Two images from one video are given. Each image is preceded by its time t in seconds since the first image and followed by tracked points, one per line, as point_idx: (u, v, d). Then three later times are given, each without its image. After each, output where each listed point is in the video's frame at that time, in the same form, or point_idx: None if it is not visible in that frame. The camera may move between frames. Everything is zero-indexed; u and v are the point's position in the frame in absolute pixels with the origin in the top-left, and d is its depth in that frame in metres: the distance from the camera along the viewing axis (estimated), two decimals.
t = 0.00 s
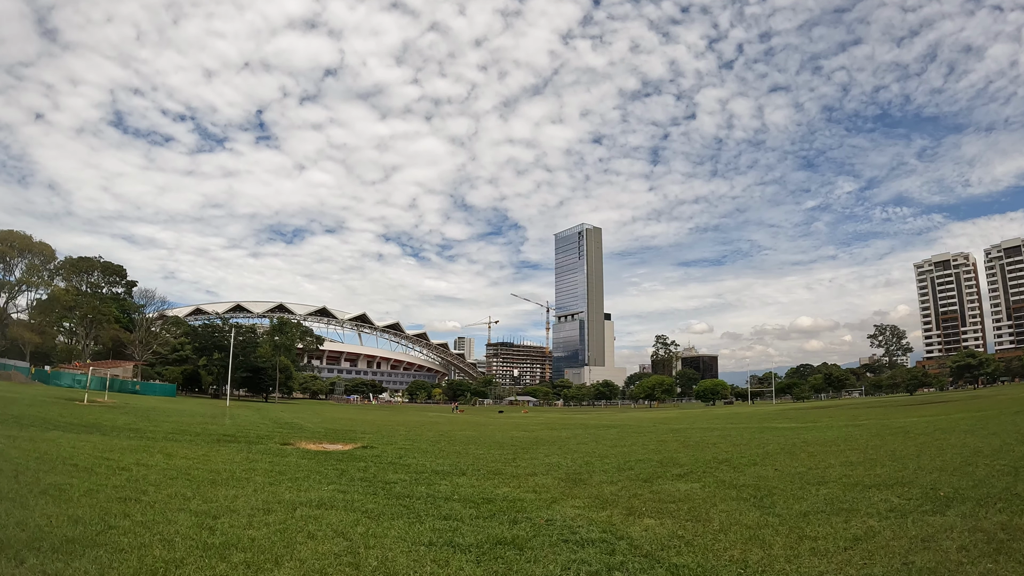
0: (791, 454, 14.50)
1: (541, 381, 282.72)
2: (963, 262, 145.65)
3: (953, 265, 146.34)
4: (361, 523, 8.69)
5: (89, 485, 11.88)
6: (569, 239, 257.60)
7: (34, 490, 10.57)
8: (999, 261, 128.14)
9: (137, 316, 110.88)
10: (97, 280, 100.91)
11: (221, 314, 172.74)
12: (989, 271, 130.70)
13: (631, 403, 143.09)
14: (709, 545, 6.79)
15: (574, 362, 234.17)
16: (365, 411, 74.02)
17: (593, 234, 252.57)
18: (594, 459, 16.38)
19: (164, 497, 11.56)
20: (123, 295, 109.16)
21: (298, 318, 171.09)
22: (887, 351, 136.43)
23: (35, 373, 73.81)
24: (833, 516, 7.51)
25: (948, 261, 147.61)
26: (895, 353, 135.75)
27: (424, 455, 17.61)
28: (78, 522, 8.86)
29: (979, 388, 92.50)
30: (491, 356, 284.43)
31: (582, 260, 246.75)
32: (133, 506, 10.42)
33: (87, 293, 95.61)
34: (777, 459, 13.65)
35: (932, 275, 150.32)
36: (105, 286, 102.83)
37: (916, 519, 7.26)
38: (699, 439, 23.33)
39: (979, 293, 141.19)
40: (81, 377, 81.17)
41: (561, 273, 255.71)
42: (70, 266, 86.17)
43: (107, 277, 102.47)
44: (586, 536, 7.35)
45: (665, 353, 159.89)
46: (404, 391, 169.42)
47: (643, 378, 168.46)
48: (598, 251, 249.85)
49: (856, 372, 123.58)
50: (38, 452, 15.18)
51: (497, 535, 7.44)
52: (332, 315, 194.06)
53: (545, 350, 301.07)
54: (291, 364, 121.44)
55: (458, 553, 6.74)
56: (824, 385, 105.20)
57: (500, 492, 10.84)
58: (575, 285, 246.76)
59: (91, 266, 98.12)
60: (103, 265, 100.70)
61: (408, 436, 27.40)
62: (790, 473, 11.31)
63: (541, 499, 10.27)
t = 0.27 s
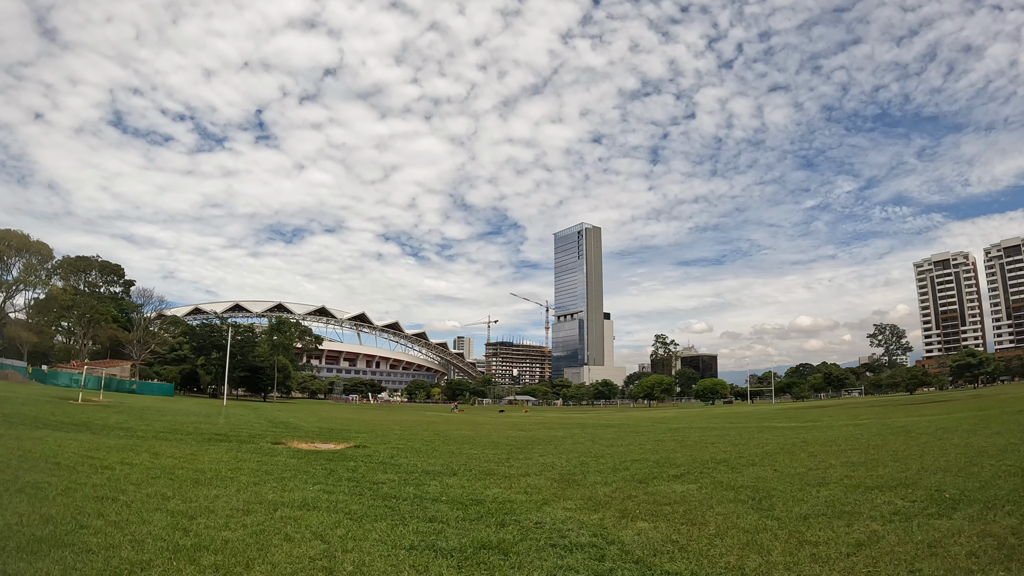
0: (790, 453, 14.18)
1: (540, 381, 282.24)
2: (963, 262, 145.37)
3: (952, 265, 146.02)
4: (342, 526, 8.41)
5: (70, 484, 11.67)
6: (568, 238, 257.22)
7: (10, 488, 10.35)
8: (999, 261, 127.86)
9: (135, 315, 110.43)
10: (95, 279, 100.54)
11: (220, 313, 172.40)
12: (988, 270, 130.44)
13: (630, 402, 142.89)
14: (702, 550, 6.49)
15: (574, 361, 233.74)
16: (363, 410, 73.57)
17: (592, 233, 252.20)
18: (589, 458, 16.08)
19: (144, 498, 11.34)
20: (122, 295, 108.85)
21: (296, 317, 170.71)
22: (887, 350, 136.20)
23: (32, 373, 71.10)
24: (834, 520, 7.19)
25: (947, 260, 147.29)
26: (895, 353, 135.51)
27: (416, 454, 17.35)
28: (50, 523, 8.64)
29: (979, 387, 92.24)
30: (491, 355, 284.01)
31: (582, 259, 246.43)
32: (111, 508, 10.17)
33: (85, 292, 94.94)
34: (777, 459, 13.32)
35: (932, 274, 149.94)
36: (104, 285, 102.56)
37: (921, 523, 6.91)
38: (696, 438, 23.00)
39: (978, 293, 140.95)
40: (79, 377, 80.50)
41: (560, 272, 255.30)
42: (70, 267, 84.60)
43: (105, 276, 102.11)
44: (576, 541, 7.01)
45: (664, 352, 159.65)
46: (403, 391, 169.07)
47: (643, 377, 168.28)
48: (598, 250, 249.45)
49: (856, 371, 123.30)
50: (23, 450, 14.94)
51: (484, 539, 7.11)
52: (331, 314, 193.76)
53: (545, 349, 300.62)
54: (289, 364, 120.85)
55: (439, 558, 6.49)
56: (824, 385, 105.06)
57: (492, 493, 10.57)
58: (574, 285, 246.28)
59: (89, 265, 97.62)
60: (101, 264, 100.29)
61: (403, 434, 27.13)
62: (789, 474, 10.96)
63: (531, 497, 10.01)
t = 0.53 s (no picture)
0: (788, 455, 13.80)
1: (539, 380, 281.86)
2: (962, 261, 145.22)
3: (951, 264, 145.87)
4: (320, 530, 8.08)
5: (44, 484, 11.30)
6: (567, 237, 256.84)
7: None
8: (998, 260, 127.75)
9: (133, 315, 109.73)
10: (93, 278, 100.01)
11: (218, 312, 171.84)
12: (987, 269, 130.32)
13: (629, 401, 142.59)
14: (694, 558, 6.15)
15: (572, 360, 233.34)
16: (361, 410, 73.07)
17: (591, 232, 251.85)
18: (583, 459, 15.72)
19: (120, 499, 11.00)
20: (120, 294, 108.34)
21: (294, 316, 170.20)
22: (886, 349, 136.06)
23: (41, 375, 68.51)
24: (835, 525, 6.84)
25: (946, 259, 147.14)
26: (894, 352, 135.33)
27: (407, 454, 17.01)
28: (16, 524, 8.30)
29: (978, 386, 92.02)
30: (490, 354, 283.61)
31: (580, 259, 246.09)
32: (84, 509, 9.83)
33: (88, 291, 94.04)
34: (775, 461, 12.97)
35: (931, 274, 149.78)
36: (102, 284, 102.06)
37: (927, 529, 6.55)
38: (693, 438, 22.63)
39: (977, 292, 140.84)
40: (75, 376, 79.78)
41: (559, 271, 254.92)
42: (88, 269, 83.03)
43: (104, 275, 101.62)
44: (563, 547, 6.66)
45: (663, 351, 159.40)
46: (401, 390, 168.65)
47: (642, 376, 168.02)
48: (597, 249, 249.13)
49: (855, 370, 123.04)
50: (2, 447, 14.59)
51: (467, 545, 6.77)
52: (329, 313, 193.22)
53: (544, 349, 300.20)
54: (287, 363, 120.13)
55: (417, 565, 6.16)
56: (822, 384, 104.95)
57: (480, 495, 10.24)
58: (573, 284, 245.88)
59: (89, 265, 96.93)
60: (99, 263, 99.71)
61: (396, 433, 26.74)
62: (788, 476, 10.60)
63: (520, 500, 9.67)
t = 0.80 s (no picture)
0: (783, 453, 13.45)
1: (534, 375, 281.84)
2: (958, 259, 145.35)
3: (947, 262, 146.02)
4: (294, 529, 7.74)
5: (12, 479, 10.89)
6: (563, 233, 256.25)
7: None
8: (994, 258, 127.90)
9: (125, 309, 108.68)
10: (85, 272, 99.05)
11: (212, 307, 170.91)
12: (983, 268, 130.43)
13: (624, 398, 142.60)
14: (682, 561, 5.84)
15: (568, 356, 233.26)
16: (355, 405, 72.66)
17: (588, 228, 251.31)
18: (573, 456, 15.35)
19: (92, 495, 10.62)
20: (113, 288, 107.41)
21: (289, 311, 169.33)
22: (881, 347, 136.31)
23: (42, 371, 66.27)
24: (832, 529, 6.49)
25: (942, 257, 147.24)
26: (889, 350, 135.59)
27: (395, 450, 16.64)
28: None
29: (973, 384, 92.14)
30: (485, 350, 283.32)
31: (577, 255, 245.60)
32: (51, 506, 9.43)
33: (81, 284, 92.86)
34: (769, 459, 12.63)
35: (927, 271, 149.86)
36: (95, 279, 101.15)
37: (930, 533, 6.23)
38: (687, 435, 22.31)
39: (973, 290, 141.10)
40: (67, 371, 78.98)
41: (555, 267, 254.47)
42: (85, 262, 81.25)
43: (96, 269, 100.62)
44: (547, 550, 6.31)
45: (658, 348, 159.40)
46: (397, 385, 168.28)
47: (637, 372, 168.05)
48: (593, 245, 248.74)
49: (850, 367, 123.19)
50: None
51: (444, 548, 6.40)
52: (325, 308, 192.38)
53: (539, 344, 300.10)
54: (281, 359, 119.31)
55: (390, 568, 5.83)
56: (817, 380, 105.08)
57: (463, 493, 9.87)
58: (569, 280, 245.50)
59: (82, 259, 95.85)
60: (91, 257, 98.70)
61: (386, 429, 26.33)
62: (784, 475, 10.25)
63: (505, 499, 9.30)
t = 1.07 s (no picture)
0: (775, 449, 13.17)
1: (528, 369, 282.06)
2: (953, 254, 145.93)
3: (941, 257, 146.60)
4: (266, 528, 7.38)
5: None
6: (558, 227, 255.78)
7: None
8: (988, 254, 128.54)
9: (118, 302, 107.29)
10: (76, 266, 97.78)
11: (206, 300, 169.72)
12: (977, 263, 131.04)
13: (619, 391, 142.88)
14: (669, 565, 5.52)
15: (563, 350, 233.44)
16: (349, 398, 72.34)
17: (583, 222, 250.90)
18: (562, 452, 15.04)
19: (63, 490, 10.22)
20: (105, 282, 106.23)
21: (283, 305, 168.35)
22: (875, 341, 136.99)
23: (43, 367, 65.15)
24: (829, 530, 6.18)
25: (937, 252, 147.78)
26: (883, 344, 136.27)
27: (382, 445, 16.30)
28: None
29: (966, 379, 92.66)
30: (480, 343, 283.18)
31: (572, 249, 245.30)
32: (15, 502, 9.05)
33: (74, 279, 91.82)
34: (761, 455, 12.35)
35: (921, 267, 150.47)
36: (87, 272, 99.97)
37: (929, 536, 5.95)
38: (680, 430, 22.06)
39: (967, 286, 141.83)
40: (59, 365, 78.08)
41: (550, 261, 254.16)
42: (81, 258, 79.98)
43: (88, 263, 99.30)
44: (528, 553, 5.96)
45: (653, 342, 159.67)
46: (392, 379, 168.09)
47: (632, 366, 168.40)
48: (588, 239, 248.51)
49: (844, 361, 123.80)
50: None
51: (419, 551, 6.05)
52: (319, 302, 191.46)
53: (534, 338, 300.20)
54: (275, 352, 118.37)
55: (359, 572, 5.50)
56: (812, 375, 105.58)
57: (446, 490, 9.53)
58: (565, 274, 245.28)
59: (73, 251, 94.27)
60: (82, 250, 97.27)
61: (375, 423, 25.96)
62: (776, 472, 9.97)
63: (489, 497, 8.97)
